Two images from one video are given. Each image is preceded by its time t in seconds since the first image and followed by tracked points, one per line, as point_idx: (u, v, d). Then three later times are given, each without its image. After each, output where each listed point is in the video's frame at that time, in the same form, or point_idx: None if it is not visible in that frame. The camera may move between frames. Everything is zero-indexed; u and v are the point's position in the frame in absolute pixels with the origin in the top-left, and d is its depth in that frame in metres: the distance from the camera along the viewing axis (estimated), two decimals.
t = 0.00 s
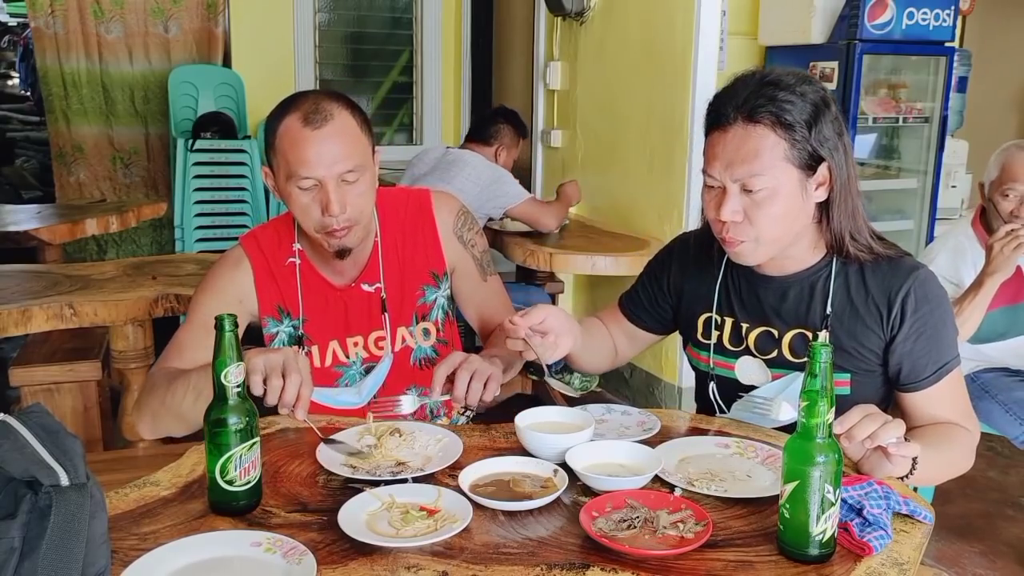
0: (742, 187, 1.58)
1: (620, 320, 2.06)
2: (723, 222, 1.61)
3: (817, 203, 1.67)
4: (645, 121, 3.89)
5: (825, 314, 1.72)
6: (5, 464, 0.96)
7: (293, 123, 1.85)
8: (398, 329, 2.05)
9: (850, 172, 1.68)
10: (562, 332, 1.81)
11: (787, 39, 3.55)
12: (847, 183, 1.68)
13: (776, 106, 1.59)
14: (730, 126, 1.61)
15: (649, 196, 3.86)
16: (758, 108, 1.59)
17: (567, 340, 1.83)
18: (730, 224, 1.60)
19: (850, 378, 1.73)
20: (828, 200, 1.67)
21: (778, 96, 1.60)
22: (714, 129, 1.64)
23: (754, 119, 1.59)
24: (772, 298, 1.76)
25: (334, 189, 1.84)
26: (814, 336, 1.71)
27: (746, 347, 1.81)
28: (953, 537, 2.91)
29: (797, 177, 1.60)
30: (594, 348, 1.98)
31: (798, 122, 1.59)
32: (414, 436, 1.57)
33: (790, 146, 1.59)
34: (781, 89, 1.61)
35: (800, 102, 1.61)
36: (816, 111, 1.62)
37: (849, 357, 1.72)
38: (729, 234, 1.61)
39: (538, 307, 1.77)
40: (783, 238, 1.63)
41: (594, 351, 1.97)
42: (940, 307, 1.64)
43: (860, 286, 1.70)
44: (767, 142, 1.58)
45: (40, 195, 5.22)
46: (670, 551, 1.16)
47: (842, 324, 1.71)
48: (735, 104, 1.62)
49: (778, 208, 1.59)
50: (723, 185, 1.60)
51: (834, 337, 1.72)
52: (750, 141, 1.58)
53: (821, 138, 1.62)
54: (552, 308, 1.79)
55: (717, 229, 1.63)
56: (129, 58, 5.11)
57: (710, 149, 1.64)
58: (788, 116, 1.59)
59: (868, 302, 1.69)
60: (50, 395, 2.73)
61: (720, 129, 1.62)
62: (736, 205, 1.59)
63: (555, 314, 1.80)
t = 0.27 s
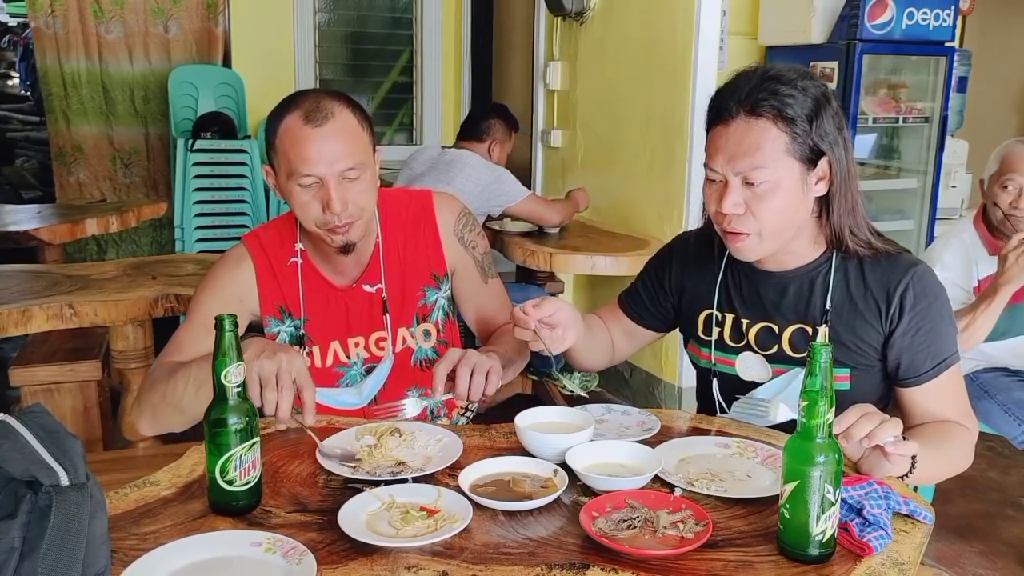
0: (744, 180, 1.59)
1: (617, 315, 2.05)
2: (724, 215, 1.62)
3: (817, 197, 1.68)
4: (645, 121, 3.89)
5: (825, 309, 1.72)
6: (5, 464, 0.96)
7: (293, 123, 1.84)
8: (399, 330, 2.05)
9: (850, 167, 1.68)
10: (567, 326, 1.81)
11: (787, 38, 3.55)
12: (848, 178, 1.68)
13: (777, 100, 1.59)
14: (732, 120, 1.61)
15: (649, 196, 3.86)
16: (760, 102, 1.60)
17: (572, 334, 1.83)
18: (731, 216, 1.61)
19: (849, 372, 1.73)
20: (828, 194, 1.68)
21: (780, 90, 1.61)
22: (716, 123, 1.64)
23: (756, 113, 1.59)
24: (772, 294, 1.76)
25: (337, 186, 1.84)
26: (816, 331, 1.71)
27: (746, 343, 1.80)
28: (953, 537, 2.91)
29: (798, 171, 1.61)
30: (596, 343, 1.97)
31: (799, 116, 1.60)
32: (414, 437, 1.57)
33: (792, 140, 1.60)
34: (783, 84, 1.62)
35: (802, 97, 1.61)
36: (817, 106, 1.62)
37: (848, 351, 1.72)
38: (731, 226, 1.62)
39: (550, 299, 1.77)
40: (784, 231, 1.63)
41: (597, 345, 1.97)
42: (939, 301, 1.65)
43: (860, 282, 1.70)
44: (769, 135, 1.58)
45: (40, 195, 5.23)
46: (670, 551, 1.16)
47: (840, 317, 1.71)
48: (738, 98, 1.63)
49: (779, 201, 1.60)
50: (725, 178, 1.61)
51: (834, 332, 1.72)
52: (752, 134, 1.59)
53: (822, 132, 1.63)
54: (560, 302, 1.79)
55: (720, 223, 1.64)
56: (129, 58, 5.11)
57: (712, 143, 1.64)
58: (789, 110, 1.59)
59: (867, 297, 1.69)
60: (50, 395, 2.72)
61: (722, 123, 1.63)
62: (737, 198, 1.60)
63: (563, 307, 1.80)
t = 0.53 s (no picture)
0: (745, 174, 1.59)
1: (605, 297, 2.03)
2: (725, 208, 1.61)
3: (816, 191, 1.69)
4: (646, 121, 3.89)
5: (821, 303, 1.72)
6: (5, 464, 0.96)
7: (300, 118, 1.85)
8: (401, 331, 2.05)
9: (850, 162, 1.69)
10: (542, 314, 1.79)
11: (787, 38, 3.55)
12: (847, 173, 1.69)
13: (779, 94, 1.60)
14: (734, 113, 1.61)
15: (649, 196, 3.86)
16: (762, 96, 1.60)
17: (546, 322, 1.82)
18: (732, 210, 1.60)
19: (846, 367, 1.73)
20: (827, 188, 1.69)
21: (781, 85, 1.61)
22: (717, 117, 1.64)
23: (757, 106, 1.60)
24: (769, 289, 1.76)
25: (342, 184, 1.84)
26: (814, 326, 1.72)
27: (743, 338, 1.80)
28: (952, 537, 2.91)
29: (798, 165, 1.61)
30: (571, 332, 1.94)
31: (800, 110, 1.60)
32: (414, 436, 1.57)
33: (793, 134, 1.60)
34: (784, 78, 1.62)
35: (802, 91, 1.62)
36: (818, 100, 1.63)
37: (843, 346, 1.72)
38: (731, 220, 1.61)
39: (530, 287, 1.74)
40: (784, 225, 1.63)
41: (574, 335, 1.94)
42: (933, 294, 1.65)
43: (854, 276, 1.71)
44: (770, 129, 1.59)
45: (40, 195, 5.19)
46: (670, 551, 1.16)
47: (834, 310, 1.72)
48: (740, 92, 1.62)
49: (781, 194, 1.59)
50: (726, 171, 1.60)
51: (830, 327, 1.72)
52: (753, 128, 1.59)
53: (822, 126, 1.63)
54: (541, 291, 1.76)
55: (719, 216, 1.63)
56: (129, 58, 5.11)
57: (712, 137, 1.64)
58: (790, 104, 1.59)
59: (862, 291, 1.70)
60: (50, 395, 2.72)
61: (724, 117, 1.62)
62: (739, 190, 1.59)
63: (543, 295, 1.78)
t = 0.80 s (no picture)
0: (737, 165, 1.62)
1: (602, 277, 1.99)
2: (716, 199, 1.65)
3: (807, 186, 1.71)
4: (646, 119, 3.89)
5: (807, 292, 1.76)
6: (5, 464, 0.96)
7: (305, 121, 1.85)
8: (403, 336, 2.03)
9: (842, 157, 1.71)
10: (484, 342, 1.72)
11: (786, 39, 3.55)
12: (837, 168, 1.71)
13: (773, 87, 1.62)
14: (728, 105, 1.64)
15: (649, 195, 3.87)
16: (756, 88, 1.62)
17: (495, 346, 1.74)
18: (723, 200, 1.64)
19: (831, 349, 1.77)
20: (817, 183, 1.71)
21: (776, 77, 1.63)
22: (712, 107, 1.66)
23: (751, 98, 1.62)
24: (760, 280, 1.81)
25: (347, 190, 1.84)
26: (798, 313, 1.76)
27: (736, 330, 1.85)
28: (952, 536, 2.91)
29: (790, 158, 1.64)
30: (548, 328, 1.84)
31: (793, 103, 1.62)
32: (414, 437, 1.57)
33: (786, 127, 1.62)
34: (779, 72, 1.64)
35: (796, 85, 1.64)
36: (812, 95, 1.65)
37: (835, 326, 1.75)
38: (722, 209, 1.65)
39: (462, 317, 1.66)
40: (773, 217, 1.66)
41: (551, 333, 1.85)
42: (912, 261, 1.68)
43: (837, 260, 1.74)
44: (763, 121, 1.61)
45: (40, 195, 5.21)
46: (670, 550, 1.16)
47: (822, 288, 1.75)
48: (734, 84, 1.65)
49: (772, 186, 1.63)
50: (718, 162, 1.64)
51: (816, 314, 1.76)
52: (747, 120, 1.61)
53: (815, 121, 1.65)
54: (479, 316, 1.69)
55: (711, 206, 1.67)
56: (129, 58, 5.11)
57: (707, 127, 1.67)
58: (784, 97, 1.62)
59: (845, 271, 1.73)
60: (50, 395, 2.72)
61: (718, 108, 1.65)
62: (730, 181, 1.63)
63: (483, 320, 1.70)
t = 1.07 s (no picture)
0: (722, 159, 1.62)
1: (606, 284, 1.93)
2: (700, 193, 1.65)
3: (790, 184, 1.70)
4: (646, 119, 3.89)
5: (780, 291, 1.78)
6: (5, 464, 0.95)
7: (319, 123, 1.84)
8: (406, 342, 2.03)
9: (825, 155, 1.72)
10: (472, 376, 1.71)
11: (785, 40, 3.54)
12: (821, 166, 1.72)
13: (760, 82, 1.62)
14: (715, 100, 1.64)
15: (649, 196, 3.86)
16: (743, 83, 1.63)
17: (485, 379, 1.74)
18: (707, 195, 1.64)
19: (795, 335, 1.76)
20: (800, 181, 1.70)
21: (764, 73, 1.64)
22: (700, 102, 1.67)
23: (738, 94, 1.62)
24: (742, 282, 1.83)
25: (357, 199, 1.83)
26: (774, 313, 1.78)
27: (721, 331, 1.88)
28: (952, 537, 2.91)
29: (776, 154, 1.64)
30: (549, 345, 1.84)
31: (780, 100, 1.63)
32: (414, 437, 1.57)
33: (772, 122, 1.63)
34: (768, 68, 1.65)
35: (784, 81, 1.64)
36: (799, 92, 1.65)
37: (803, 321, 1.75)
38: (705, 204, 1.65)
39: (444, 353, 1.66)
40: (756, 213, 1.67)
41: (554, 351, 1.84)
42: (872, 244, 1.66)
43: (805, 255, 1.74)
44: (750, 117, 1.62)
45: (40, 195, 5.20)
46: (670, 550, 1.16)
47: (797, 291, 1.75)
48: (721, 79, 1.65)
49: (756, 180, 1.63)
50: (703, 156, 1.64)
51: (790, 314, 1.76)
52: (734, 114, 1.62)
53: (803, 118, 1.66)
54: (463, 352, 1.69)
55: (694, 200, 1.67)
56: (129, 58, 5.11)
57: (694, 121, 1.67)
58: (772, 93, 1.62)
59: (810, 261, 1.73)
60: (50, 395, 2.72)
61: (706, 103, 1.65)
62: (714, 176, 1.63)
63: (468, 356, 1.70)
